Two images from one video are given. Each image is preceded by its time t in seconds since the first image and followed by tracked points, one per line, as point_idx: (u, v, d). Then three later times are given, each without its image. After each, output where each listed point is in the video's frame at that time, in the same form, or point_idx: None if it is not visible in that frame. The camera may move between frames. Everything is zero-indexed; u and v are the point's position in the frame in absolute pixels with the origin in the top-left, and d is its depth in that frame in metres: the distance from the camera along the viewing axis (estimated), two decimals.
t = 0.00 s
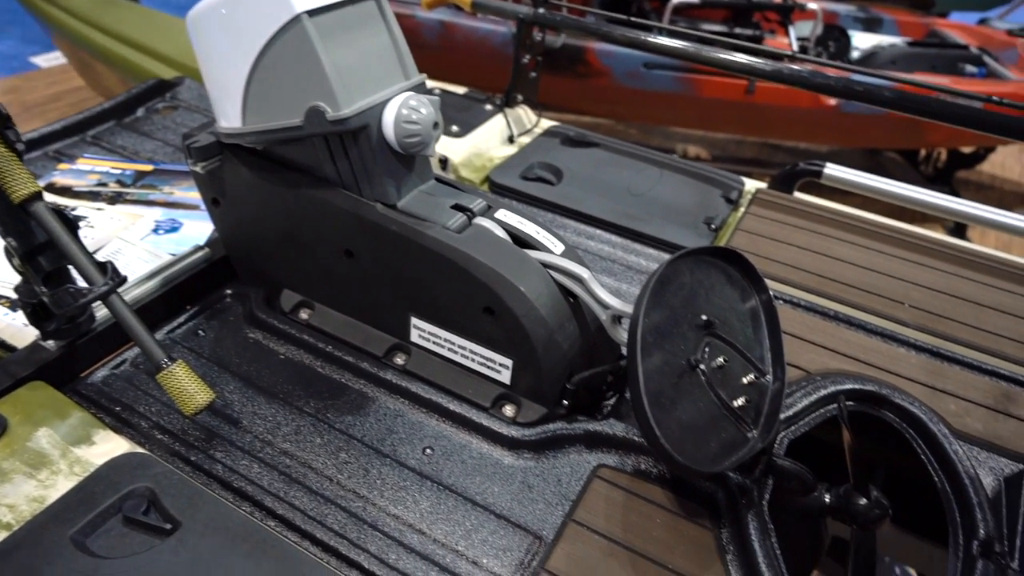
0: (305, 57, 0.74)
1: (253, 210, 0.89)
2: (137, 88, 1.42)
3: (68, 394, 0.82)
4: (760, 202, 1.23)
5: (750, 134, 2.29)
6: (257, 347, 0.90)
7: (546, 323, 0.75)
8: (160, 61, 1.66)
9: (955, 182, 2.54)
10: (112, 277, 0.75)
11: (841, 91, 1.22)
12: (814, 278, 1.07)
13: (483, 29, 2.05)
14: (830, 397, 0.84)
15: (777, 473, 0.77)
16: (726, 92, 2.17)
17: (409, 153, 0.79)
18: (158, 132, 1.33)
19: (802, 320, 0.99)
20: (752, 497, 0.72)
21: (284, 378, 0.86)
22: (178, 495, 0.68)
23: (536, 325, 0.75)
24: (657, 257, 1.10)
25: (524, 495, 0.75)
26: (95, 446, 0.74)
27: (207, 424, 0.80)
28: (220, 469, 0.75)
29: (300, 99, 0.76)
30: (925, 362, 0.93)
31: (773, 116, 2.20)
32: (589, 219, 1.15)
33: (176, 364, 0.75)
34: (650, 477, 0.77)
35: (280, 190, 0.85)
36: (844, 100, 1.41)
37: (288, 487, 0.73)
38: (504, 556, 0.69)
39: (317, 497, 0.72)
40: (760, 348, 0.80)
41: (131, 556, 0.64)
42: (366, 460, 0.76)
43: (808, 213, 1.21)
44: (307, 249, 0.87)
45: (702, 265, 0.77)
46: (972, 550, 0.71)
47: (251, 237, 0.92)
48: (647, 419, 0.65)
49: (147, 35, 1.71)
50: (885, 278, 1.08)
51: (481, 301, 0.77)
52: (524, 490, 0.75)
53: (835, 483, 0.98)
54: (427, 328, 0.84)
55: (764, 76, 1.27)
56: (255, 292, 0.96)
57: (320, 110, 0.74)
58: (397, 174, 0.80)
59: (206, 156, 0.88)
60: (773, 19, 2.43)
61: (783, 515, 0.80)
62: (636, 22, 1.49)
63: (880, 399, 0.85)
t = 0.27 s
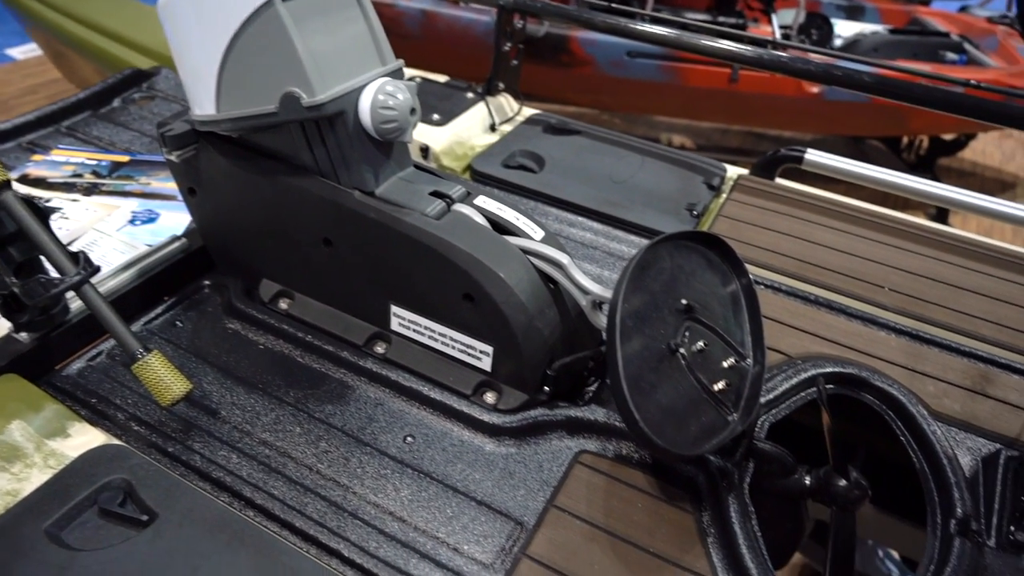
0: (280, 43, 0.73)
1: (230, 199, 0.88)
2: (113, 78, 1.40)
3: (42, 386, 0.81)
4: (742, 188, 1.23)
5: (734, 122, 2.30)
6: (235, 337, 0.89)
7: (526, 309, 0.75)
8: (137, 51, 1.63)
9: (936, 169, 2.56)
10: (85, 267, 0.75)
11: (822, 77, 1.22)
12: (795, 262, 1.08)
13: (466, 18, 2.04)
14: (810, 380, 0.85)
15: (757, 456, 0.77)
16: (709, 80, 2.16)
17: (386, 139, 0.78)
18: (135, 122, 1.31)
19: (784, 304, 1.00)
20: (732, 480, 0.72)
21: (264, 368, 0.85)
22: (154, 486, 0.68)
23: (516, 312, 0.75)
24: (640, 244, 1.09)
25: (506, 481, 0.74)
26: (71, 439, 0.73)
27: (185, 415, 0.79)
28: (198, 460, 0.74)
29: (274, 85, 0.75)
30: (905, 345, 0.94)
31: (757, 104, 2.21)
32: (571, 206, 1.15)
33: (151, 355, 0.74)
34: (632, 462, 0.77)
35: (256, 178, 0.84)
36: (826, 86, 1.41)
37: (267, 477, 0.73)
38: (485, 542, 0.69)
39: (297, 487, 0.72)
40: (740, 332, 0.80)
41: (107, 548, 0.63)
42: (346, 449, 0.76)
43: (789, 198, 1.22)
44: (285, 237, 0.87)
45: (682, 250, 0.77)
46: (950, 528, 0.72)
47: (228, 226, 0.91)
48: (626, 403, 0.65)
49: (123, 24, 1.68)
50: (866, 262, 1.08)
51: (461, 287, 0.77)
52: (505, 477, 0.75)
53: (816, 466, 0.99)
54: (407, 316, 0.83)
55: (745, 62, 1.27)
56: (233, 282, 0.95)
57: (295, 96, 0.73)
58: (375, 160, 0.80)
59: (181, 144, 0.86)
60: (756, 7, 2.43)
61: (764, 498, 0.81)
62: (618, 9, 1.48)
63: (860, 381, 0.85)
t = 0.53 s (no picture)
0: (256, 24, 0.72)
1: (209, 184, 0.87)
2: (92, 64, 1.38)
3: (18, 375, 0.80)
4: (727, 173, 1.23)
5: (722, 109, 2.29)
6: (216, 324, 0.88)
7: (508, 293, 0.75)
8: (117, 38, 1.61)
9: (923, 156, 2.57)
10: (58, 254, 0.74)
11: (808, 61, 1.22)
12: (780, 247, 1.08)
13: (453, 4, 2.02)
14: (794, 363, 0.85)
15: (740, 438, 0.77)
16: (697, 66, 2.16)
17: (366, 122, 0.77)
18: (114, 109, 1.29)
19: (768, 289, 0.99)
20: (715, 463, 0.72)
21: (245, 355, 0.84)
22: (132, 474, 0.67)
23: (498, 296, 0.75)
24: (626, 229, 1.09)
25: (489, 465, 0.74)
26: (48, 428, 0.72)
27: (165, 403, 0.78)
28: (177, 448, 0.73)
29: (251, 68, 0.74)
30: (888, 328, 0.94)
31: (745, 91, 2.20)
32: (556, 191, 1.14)
33: (129, 342, 0.74)
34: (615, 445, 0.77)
35: (235, 163, 0.82)
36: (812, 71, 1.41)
37: (247, 464, 0.72)
38: (467, 526, 0.68)
39: (278, 473, 0.71)
40: (723, 315, 0.80)
41: (85, 536, 0.62)
42: (328, 436, 0.75)
43: (774, 183, 1.22)
44: (266, 223, 0.86)
45: (665, 233, 0.77)
46: (930, 509, 0.73)
47: (208, 212, 0.90)
48: (608, 386, 0.65)
49: (103, 10, 1.65)
50: (850, 247, 1.09)
51: (442, 272, 0.76)
52: (489, 461, 0.74)
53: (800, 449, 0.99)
54: (389, 301, 0.82)
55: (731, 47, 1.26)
56: (214, 269, 0.94)
57: (273, 78, 0.72)
58: (355, 144, 0.79)
59: (158, 129, 0.85)
60: None
61: (747, 480, 0.81)
62: None
63: (843, 364, 0.85)
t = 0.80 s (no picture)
0: (234, 9, 0.71)
1: (190, 173, 0.86)
2: (73, 53, 1.36)
3: None
4: (713, 162, 1.22)
5: (712, 99, 2.28)
6: (197, 315, 0.87)
7: (490, 282, 0.74)
8: (99, 27, 1.58)
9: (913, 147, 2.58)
10: (35, 244, 0.73)
11: (794, 50, 1.21)
12: (765, 235, 1.07)
13: None
14: (779, 350, 0.85)
15: (725, 426, 0.77)
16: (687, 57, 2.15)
17: (346, 110, 0.76)
18: (96, 99, 1.27)
19: (754, 277, 0.99)
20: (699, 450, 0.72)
21: (226, 346, 0.83)
22: (112, 465, 0.66)
23: (481, 285, 0.74)
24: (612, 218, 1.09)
25: (472, 454, 0.74)
26: (26, 420, 0.71)
27: (145, 394, 0.77)
28: (157, 439, 0.72)
29: (229, 54, 0.73)
30: (873, 315, 0.94)
31: (734, 81, 2.20)
32: (542, 181, 1.13)
33: (107, 333, 0.73)
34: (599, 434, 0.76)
35: (215, 152, 0.81)
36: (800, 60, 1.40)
37: (228, 455, 0.71)
38: (450, 515, 0.68)
39: (259, 464, 0.71)
40: (708, 303, 0.80)
41: (62, 528, 0.62)
42: (310, 426, 0.75)
43: (761, 172, 1.21)
44: (247, 212, 0.85)
45: (648, 221, 0.77)
46: (913, 494, 0.73)
47: (189, 202, 0.89)
48: (590, 374, 0.64)
49: None
50: (836, 235, 1.08)
51: (425, 261, 0.75)
52: (472, 450, 0.74)
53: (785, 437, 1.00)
54: (372, 291, 0.82)
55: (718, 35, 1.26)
56: (196, 260, 0.93)
57: (251, 65, 0.71)
58: (336, 132, 0.78)
59: (137, 118, 0.84)
60: None
61: (732, 468, 0.81)
62: None
63: (828, 351, 0.86)
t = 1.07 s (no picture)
0: None
1: (167, 165, 0.85)
2: (52, 46, 1.34)
3: None
4: (698, 153, 1.22)
5: (700, 92, 2.28)
6: (176, 309, 0.86)
7: (471, 272, 0.74)
8: (79, 20, 1.56)
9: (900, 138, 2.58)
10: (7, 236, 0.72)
11: (779, 40, 1.21)
12: (750, 226, 1.07)
13: None
14: (761, 339, 0.85)
15: (708, 416, 0.77)
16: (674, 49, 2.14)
17: (324, 100, 0.76)
18: (75, 92, 1.26)
19: (737, 267, 0.99)
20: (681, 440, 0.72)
21: (205, 340, 0.83)
22: (87, 461, 0.65)
23: (461, 275, 0.74)
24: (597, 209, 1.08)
25: (453, 446, 0.73)
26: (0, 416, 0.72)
27: (123, 388, 0.76)
28: (134, 433, 0.72)
29: (203, 43, 0.72)
30: (857, 304, 0.94)
31: (722, 73, 2.20)
32: (527, 172, 1.13)
33: (82, 327, 0.73)
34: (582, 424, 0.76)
35: (192, 143, 0.80)
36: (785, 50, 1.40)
37: (207, 449, 0.71)
38: (431, 507, 0.67)
39: (237, 457, 0.70)
40: (690, 293, 0.79)
41: (35, 525, 0.61)
42: (290, 419, 0.74)
43: (746, 162, 1.21)
44: (226, 204, 0.84)
45: (630, 210, 0.76)
46: (895, 481, 0.73)
47: (167, 195, 0.88)
48: (569, 364, 0.64)
49: None
50: (821, 224, 1.08)
51: (404, 252, 0.75)
52: (453, 442, 0.74)
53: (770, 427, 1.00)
54: (353, 283, 0.81)
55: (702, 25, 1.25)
56: (175, 253, 0.92)
57: (225, 54, 0.70)
58: (314, 123, 0.77)
59: (112, 110, 0.82)
60: None
61: (715, 458, 0.81)
62: None
63: (811, 340, 0.86)
